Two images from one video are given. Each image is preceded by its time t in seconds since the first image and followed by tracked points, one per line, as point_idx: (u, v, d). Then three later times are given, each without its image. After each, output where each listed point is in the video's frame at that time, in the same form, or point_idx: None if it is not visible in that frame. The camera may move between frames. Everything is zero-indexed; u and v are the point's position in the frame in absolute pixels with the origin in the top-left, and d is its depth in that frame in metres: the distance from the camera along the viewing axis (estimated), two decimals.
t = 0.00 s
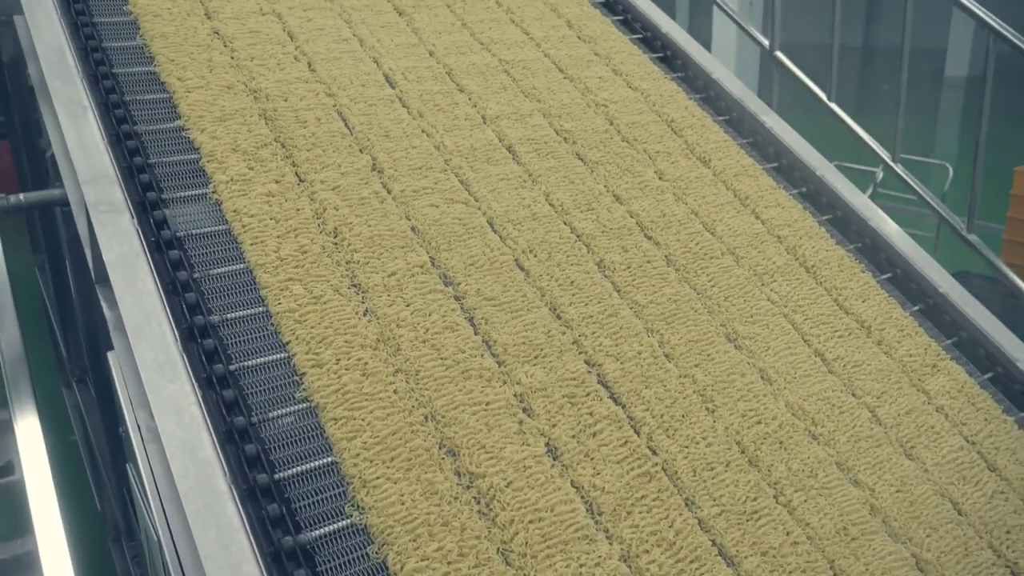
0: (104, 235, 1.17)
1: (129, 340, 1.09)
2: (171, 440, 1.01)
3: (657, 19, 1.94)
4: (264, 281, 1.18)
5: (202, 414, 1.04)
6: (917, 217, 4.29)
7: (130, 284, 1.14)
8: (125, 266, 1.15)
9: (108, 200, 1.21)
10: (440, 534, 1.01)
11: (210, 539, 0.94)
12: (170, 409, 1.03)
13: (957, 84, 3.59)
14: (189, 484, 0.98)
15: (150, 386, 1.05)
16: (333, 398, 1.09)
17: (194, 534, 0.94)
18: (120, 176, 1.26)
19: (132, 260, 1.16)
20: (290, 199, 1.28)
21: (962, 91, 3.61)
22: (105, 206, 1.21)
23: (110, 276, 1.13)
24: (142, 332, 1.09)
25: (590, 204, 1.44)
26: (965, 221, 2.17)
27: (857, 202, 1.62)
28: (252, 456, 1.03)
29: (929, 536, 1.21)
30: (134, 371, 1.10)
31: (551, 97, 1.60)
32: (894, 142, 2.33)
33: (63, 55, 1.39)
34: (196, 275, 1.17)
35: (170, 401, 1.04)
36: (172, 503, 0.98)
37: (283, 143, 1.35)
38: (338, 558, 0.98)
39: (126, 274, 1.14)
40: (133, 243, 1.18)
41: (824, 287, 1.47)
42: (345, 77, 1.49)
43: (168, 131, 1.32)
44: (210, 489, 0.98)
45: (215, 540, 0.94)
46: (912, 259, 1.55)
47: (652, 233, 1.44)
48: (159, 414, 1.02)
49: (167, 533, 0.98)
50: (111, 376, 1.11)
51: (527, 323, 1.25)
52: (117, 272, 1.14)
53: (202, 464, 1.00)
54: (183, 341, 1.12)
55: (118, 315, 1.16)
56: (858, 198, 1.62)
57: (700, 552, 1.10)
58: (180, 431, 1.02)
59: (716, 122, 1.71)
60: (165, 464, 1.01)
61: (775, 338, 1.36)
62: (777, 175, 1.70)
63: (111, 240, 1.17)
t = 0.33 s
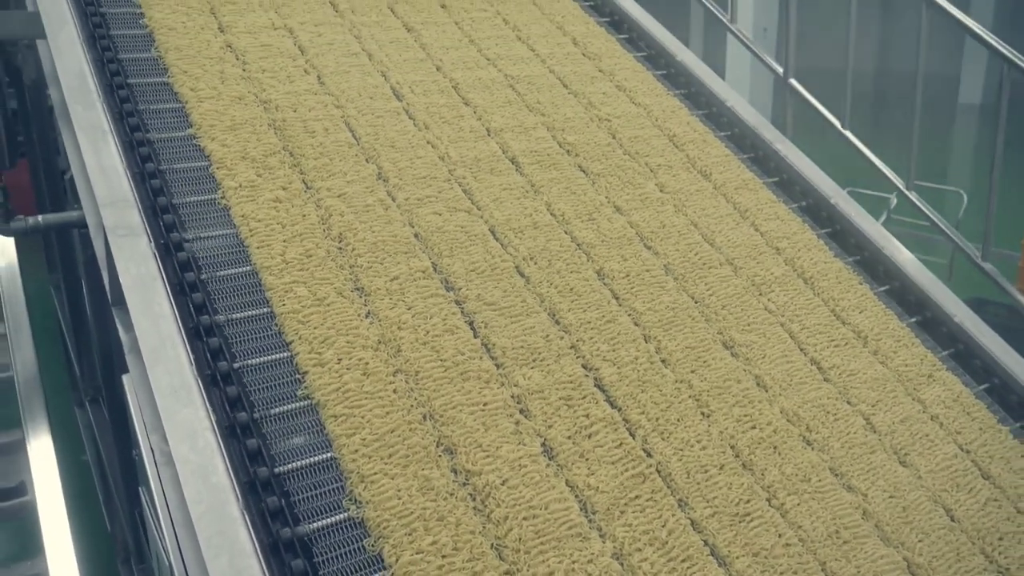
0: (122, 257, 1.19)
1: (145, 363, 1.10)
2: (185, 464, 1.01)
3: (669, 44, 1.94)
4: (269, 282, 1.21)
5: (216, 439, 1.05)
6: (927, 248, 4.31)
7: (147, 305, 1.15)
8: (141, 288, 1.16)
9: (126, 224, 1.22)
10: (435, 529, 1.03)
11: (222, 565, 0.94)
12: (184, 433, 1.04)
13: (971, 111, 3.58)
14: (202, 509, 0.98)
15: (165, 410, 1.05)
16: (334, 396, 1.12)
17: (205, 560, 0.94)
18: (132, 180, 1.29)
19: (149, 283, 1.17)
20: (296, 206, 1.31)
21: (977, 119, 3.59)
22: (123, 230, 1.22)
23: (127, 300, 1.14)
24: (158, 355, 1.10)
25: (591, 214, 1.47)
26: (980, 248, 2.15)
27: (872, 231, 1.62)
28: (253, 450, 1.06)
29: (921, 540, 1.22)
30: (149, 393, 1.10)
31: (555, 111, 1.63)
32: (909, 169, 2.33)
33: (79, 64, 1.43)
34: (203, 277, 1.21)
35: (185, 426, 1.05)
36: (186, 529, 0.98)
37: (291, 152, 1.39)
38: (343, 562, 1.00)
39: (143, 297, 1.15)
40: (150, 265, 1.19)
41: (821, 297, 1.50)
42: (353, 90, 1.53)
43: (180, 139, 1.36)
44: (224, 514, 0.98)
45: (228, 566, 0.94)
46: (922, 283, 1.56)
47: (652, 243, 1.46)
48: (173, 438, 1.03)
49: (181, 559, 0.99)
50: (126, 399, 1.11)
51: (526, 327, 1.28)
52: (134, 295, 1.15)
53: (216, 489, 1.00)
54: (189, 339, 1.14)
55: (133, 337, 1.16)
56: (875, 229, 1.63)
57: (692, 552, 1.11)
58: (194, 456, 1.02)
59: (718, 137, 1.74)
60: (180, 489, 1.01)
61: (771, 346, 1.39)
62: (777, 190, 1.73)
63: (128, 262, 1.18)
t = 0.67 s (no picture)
0: (133, 280, 1.19)
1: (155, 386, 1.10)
2: (191, 489, 1.01)
3: (675, 69, 1.97)
4: (270, 285, 1.24)
5: (224, 464, 1.04)
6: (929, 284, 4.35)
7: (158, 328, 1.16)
8: (152, 310, 1.17)
9: (139, 246, 1.23)
10: (425, 524, 1.05)
11: None
12: (191, 457, 1.03)
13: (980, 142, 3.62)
14: (207, 534, 0.97)
15: (173, 434, 1.05)
16: (330, 394, 1.15)
17: None
18: (139, 184, 1.33)
19: (160, 305, 1.18)
20: (299, 213, 1.35)
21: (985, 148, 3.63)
22: (135, 253, 1.23)
23: (138, 322, 1.15)
24: (168, 378, 1.10)
25: (588, 226, 1.50)
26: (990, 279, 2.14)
27: (882, 263, 1.63)
28: (250, 445, 1.08)
29: (906, 547, 1.23)
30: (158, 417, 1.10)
31: (555, 127, 1.67)
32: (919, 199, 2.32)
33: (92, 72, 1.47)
34: (206, 278, 1.24)
35: (192, 450, 1.04)
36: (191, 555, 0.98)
37: (296, 161, 1.43)
38: None
39: (154, 319, 1.16)
40: (161, 288, 1.20)
41: (813, 311, 1.52)
42: (358, 103, 1.57)
43: (187, 147, 1.41)
44: (230, 540, 0.97)
45: None
46: (922, 306, 1.58)
47: (647, 255, 1.49)
48: (180, 462, 1.02)
49: None
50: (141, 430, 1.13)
51: (521, 332, 1.31)
52: (145, 317, 1.16)
53: (222, 514, 0.99)
54: (190, 336, 1.18)
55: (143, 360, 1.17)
56: (887, 261, 1.64)
57: (679, 552, 1.13)
58: (201, 481, 1.02)
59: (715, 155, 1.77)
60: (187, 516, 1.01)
61: (762, 357, 1.41)
62: (773, 207, 1.76)
63: (140, 284, 1.19)
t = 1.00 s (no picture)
0: (140, 300, 1.20)
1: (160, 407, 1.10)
2: (195, 511, 0.99)
3: (671, 83, 2.00)
4: (268, 285, 1.28)
5: (228, 487, 1.03)
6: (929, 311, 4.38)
7: (164, 349, 1.16)
8: (159, 332, 1.17)
9: (146, 266, 1.24)
10: (415, 515, 1.08)
11: None
12: (196, 478, 1.03)
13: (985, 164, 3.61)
14: (211, 557, 0.96)
15: (178, 456, 1.04)
16: (325, 390, 1.18)
17: None
18: (142, 187, 1.37)
19: (167, 326, 1.18)
20: (298, 216, 1.38)
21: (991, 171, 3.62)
22: (143, 272, 1.24)
23: (144, 343, 1.15)
24: (173, 401, 1.10)
25: (582, 233, 1.53)
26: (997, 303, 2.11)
27: (885, 283, 1.64)
28: (245, 438, 1.11)
29: (891, 547, 1.25)
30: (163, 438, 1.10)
31: (552, 137, 1.70)
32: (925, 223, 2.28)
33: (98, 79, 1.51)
34: (206, 277, 1.28)
35: (197, 472, 1.04)
36: None
37: (296, 167, 1.46)
38: None
39: (161, 340, 1.16)
40: (168, 308, 1.20)
41: (803, 317, 1.55)
42: (358, 112, 1.61)
43: (190, 152, 1.44)
44: (234, 563, 0.96)
45: None
46: (914, 316, 1.60)
47: (639, 261, 1.52)
48: (185, 484, 1.02)
49: None
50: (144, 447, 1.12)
51: (513, 333, 1.33)
52: (152, 339, 1.16)
53: (226, 536, 0.98)
54: (189, 334, 1.21)
55: (149, 380, 1.17)
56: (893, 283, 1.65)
57: (664, 547, 1.15)
58: (205, 503, 1.01)
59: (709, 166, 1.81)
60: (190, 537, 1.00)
61: (752, 361, 1.44)
62: (765, 217, 1.79)
63: (146, 304, 1.19)
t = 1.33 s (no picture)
0: (145, 316, 1.21)
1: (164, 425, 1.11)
2: (198, 528, 0.99)
3: (666, 93, 2.04)
4: (265, 282, 1.30)
5: (231, 504, 1.03)
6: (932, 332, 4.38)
7: (168, 366, 1.16)
8: (164, 349, 1.18)
9: (151, 282, 1.25)
10: (404, 504, 1.10)
11: None
12: (199, 496, 1.03)
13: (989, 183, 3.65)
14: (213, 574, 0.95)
15: (180, 473, 1.05)
16: (319, 383, 1.20)
17: None
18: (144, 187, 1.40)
19: (172, 343, 1.19)
20: (296, 217, 1.42)
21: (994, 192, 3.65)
22: (148, 288, 1.25)
23: (149, 360, 1.16)
24: (177, 418, 1.10)
25: (575, 236, 1.56)
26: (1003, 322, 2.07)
27: (875, 289, 1.67)
28: (240, 427, 1.14)
29: (876, 544, 1.27)
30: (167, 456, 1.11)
31: (547, 144, 1.73)
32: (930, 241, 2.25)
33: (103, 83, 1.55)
34: (205, 273, 1.31)
35: (200, 489, 1.04)
36: None
37: (295, 169, 1.50)
38: (329, 564, 1.04)
39: (165, 357, 1.17)
40: (173, 325, 1.21)
41: (793, 320, 1.57)
42: (357, 118, 1.64)
43: (192, 154, 1.48)
44: None
45: None
46: (903, 320, 1.63)
47: (631, 264, 1.55)
48: (187, 502, 1.02)
49: None
50: (146, 465, 1.14)
51: (505, 331, 1.36)
52: (157, 356, 1.17)
53: (228, 554, 0.98)
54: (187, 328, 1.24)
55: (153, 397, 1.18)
56: (886, 293, 1.66)
57: (650, 540, 1.17)
58: (208, 521, 1.01)
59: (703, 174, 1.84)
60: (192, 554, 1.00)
61: (741, 362, 1.46)
62: (757, 223, 1.82)
63: (152, 321, 1.20)
